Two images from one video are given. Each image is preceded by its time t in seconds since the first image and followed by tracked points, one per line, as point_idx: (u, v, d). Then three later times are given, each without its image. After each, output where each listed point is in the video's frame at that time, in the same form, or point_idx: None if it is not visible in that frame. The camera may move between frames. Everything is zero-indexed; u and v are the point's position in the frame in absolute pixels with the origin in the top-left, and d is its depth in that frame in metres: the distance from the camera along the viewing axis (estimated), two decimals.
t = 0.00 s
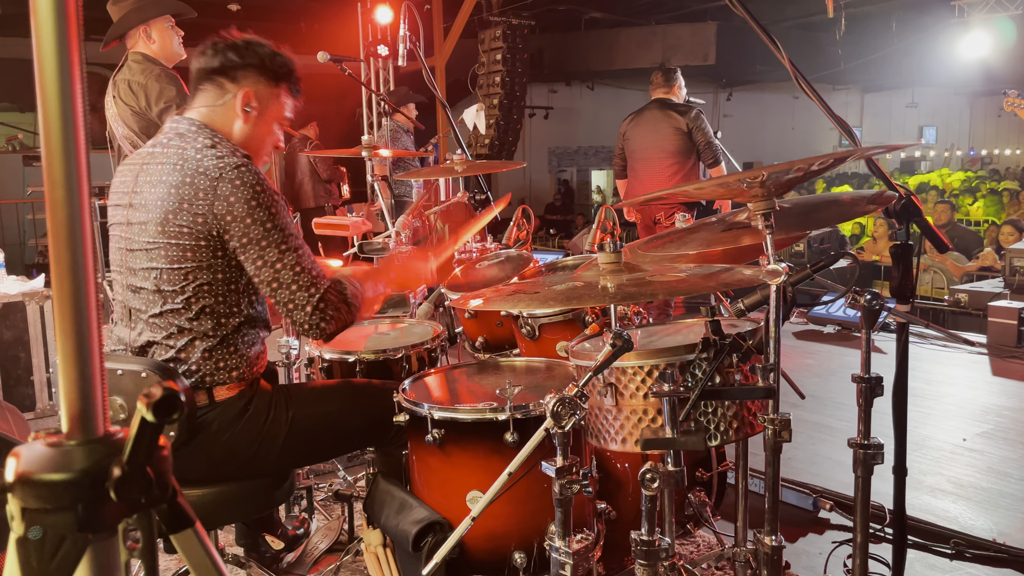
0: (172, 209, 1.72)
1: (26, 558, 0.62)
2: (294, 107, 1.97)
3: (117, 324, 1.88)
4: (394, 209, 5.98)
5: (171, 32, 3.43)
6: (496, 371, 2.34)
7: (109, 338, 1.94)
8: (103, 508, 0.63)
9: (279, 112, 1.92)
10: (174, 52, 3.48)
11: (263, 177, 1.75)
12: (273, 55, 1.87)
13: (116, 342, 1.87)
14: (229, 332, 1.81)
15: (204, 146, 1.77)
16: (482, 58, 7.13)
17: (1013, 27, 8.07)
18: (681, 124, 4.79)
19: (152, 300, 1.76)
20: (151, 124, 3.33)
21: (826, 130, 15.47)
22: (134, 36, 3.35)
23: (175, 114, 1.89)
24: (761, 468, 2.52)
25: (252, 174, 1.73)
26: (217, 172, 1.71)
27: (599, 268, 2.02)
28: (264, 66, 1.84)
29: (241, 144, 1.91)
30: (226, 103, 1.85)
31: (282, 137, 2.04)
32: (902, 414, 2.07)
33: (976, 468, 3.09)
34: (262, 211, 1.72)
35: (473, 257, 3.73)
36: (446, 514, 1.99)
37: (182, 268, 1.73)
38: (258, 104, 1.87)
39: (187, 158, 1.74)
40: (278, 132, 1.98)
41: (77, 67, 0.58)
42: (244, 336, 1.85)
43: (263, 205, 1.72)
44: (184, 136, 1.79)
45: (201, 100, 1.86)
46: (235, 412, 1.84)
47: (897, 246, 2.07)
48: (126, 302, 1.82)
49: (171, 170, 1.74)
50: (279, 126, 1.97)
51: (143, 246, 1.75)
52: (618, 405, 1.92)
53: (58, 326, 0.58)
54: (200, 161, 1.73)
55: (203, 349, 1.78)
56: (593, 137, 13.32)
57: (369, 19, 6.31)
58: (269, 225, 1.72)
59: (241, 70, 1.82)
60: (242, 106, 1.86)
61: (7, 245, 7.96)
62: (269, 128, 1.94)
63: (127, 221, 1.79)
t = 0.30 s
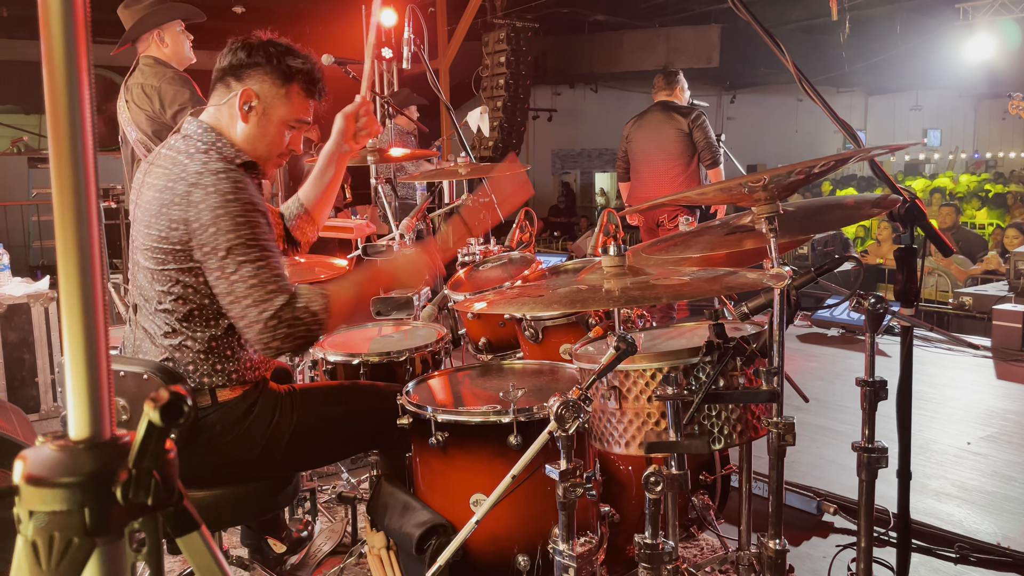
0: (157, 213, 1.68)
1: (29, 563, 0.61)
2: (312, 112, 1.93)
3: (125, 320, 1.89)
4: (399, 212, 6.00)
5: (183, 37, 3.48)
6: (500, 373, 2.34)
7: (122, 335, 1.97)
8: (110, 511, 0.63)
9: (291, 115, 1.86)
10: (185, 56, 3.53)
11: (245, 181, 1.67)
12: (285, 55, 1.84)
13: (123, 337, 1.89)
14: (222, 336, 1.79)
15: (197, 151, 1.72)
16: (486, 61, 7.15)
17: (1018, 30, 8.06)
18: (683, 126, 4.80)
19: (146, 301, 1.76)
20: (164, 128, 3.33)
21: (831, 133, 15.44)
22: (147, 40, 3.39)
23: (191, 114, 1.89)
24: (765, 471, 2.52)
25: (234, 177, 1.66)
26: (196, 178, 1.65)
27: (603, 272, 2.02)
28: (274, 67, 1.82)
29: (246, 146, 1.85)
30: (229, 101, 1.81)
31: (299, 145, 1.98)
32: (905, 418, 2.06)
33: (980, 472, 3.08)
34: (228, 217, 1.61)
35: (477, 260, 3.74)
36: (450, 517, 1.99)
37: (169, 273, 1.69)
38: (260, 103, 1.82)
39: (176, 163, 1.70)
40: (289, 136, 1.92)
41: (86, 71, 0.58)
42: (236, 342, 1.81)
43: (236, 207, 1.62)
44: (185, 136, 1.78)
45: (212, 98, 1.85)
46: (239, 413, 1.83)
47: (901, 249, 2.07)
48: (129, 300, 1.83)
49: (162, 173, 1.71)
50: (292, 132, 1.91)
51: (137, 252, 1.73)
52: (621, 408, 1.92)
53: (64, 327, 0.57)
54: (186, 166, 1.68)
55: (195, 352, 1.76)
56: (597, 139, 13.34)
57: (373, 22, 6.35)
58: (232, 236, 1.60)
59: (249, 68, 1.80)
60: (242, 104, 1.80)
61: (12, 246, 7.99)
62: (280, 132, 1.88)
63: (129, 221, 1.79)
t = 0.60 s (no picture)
0: (146, 226, 1.65)
1: (31, 567, 0.62)
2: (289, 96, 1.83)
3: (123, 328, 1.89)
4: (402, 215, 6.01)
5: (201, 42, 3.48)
6: (502, 376, 2.34)
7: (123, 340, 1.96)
8: (114, 515, 0.63)
9: (266, 104, 1.78)
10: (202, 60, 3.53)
11: (229, 195, 1.63)
12: (243, 43, 1.73)
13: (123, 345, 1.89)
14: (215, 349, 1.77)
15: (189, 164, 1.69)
16: (489, 64, 7.16)
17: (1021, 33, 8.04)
18: (683, 129, 4.79)
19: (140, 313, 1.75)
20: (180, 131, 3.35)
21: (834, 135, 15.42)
22: (164, 44, 3.38)
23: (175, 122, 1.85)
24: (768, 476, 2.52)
25: (219, 191, 1.62)
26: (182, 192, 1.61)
27: (606, 275, 2.02)
28: (234, 59, 1.72)
29: (232, 148, 1.79)
30: (203, 106, 1.77)
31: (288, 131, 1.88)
32: (909, 421, 2.06)
33: (984, 476, 3.07)
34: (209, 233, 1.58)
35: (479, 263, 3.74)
36: (452, 521, 1.99)
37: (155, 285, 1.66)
38: (231, 102, 1.75)
39: (163, 175, 1.67)
40: (274, 125, 1.83)
41: (91, 76, 0.58)
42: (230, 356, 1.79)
43: (216, 225, 1.59)
44: (177, 144, 1.76)
45: (187, 106, 1.80)
46: (236, 421, 1.81)
47: (904, 253, 2.07)
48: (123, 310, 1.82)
49: (153, 185, 1.68)
50: (274, 120, 1.83)
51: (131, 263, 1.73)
52: (624, 411, 1.92)
53: (69, 332, 0.58)
54: (174, 179, 1.65)
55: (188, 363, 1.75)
56: (600, 142, 13.34)
57: (377, 25, 6.36)
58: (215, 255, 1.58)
59: (213, 68, 1.72)
60: (214, 107, 1.75)
61: (16, 249, 8.01)
62: (261, 125, 1.80)
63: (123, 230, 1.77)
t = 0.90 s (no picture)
0: (192, 227, 1.64)
1: (38, 568, 0.62)
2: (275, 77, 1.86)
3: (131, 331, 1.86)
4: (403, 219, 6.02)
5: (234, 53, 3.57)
6: (505, 379, 2.34)
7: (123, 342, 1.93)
8: (118, 517, 0.63)
9: (260, 91, 1.82)
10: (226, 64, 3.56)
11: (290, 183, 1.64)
12: (221, 35, 1.74)
13: (130, 349, 1.86)
14: (243, 343, 1.81)
15: (220, 166, 1.66)
16: (491, 67, 7.16)
17: None
18: (682, 132, 4.79)
19: (170, 316, 1.74)
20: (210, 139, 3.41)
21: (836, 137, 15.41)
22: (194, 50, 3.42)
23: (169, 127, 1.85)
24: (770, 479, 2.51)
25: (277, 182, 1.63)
26: (240, 190, 1.60)
27: (608, 278, 2.02)
28: (219, 54, 1.73)
29: (237, 141, 1.84)
30: (202, 110, 1.78)
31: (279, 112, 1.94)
32: (912, 424, 2.05)
33: (987, 479, 3.07)
34: (294, 212, 1.59)
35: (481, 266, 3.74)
36: (455, 523, 1.99)
37: (206, 282, 1.70)
38: (230, 98, 1.78)
39: (202, 176, 1.64)
40: (267, 109, 1.88)
41: (94, 79, 0.58)
42: (257, 347, 1.85)
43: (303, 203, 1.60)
44: (195, 153, 1.70)
45: (181, 114, 1.82)
46: (244, 427, 1.82)
47: (907, 256, 2.06)
48: (140, 313, 1.80)
49: (188, 186, 1.65)
50: (266, 102, 1.87)
51: (166, 265, 1.70)
52: (626, 414, 1.92)
53: (75, 332, 0.58)
54: (220, 179, 1.62)
55: (217, 365, 1.78)
56: (602, 145, 13.35)
57: (379, 29, 6.39)
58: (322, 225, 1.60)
59: (201, 70, 1.74)
60: (215, 107, 1.77)
61: (20, 253, 8.03)
62: (258, 111, 1.85)
63: (145, 232, 1.73)
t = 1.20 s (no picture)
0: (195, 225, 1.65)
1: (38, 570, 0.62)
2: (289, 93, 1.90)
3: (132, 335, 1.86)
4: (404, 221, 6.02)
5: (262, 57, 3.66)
6: (506, 382, 2.34)
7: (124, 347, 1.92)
8: (117, 519, 0.63)
9: (274, 102, 1.85)
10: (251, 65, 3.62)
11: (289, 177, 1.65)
12: (244, 44, 1.76)
13: (132, 353, 1.86)
14: (248, 341, 1.82)
15: (218, 164, 1.67)
16: (492, 70, 7.18)
17: None
18: (682, 132, 4.79)
19: (173, 317, 1.74)
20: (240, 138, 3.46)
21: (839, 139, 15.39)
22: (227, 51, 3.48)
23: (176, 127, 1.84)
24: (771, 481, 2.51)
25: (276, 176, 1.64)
26: (236, 184, 1.62)
27: (609, 280, 2.03)
28: (242, 61, 1.75)
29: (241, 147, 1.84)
30: (216, 111, 1.79)
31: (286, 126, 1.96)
32: (913, 426, 2.05)
33: (989, 481, 3.06)
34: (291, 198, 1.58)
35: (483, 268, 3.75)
36: (457, 525, 1.99)
37: (209, 279, 1.71)
38: (246, 104, 1.80)
39: (202, 174, 1.65)
40: (277, 120, 1.90)
41: (95, 82, 0.57)
42: (261, 344, 1.85)
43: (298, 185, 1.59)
44: (197, 152, 1.71)
45: (193, 114, 1.80)
46: (248, 426, 1.83)
47: (907, 257, 2.06)
48: (141, 316, 1.79)
49: (188, 185, 1.66)
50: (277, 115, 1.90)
51: (168, 265, 1.71)
52: (627, 416, 1.92)
53: (76, 335, 0.57)
54: (219, 177, 1.64)
55: (222, 363, 1.78)
56: (604, 147, 13.35)
57: (380, 32, 6.40)
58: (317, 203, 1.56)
59: (221, 73, 1.75)
60: (231, 111, 1.79)
61: (22, 256, 8.06)
62: (268, 122, 1.87)
63: (146, 234, 1.74)
